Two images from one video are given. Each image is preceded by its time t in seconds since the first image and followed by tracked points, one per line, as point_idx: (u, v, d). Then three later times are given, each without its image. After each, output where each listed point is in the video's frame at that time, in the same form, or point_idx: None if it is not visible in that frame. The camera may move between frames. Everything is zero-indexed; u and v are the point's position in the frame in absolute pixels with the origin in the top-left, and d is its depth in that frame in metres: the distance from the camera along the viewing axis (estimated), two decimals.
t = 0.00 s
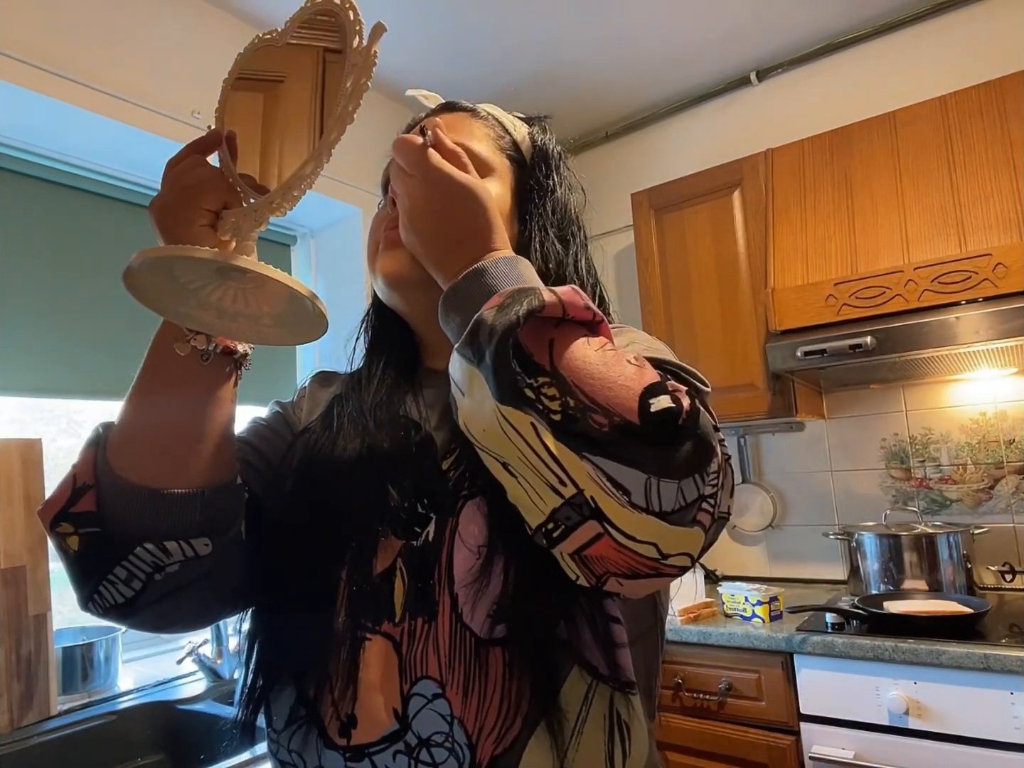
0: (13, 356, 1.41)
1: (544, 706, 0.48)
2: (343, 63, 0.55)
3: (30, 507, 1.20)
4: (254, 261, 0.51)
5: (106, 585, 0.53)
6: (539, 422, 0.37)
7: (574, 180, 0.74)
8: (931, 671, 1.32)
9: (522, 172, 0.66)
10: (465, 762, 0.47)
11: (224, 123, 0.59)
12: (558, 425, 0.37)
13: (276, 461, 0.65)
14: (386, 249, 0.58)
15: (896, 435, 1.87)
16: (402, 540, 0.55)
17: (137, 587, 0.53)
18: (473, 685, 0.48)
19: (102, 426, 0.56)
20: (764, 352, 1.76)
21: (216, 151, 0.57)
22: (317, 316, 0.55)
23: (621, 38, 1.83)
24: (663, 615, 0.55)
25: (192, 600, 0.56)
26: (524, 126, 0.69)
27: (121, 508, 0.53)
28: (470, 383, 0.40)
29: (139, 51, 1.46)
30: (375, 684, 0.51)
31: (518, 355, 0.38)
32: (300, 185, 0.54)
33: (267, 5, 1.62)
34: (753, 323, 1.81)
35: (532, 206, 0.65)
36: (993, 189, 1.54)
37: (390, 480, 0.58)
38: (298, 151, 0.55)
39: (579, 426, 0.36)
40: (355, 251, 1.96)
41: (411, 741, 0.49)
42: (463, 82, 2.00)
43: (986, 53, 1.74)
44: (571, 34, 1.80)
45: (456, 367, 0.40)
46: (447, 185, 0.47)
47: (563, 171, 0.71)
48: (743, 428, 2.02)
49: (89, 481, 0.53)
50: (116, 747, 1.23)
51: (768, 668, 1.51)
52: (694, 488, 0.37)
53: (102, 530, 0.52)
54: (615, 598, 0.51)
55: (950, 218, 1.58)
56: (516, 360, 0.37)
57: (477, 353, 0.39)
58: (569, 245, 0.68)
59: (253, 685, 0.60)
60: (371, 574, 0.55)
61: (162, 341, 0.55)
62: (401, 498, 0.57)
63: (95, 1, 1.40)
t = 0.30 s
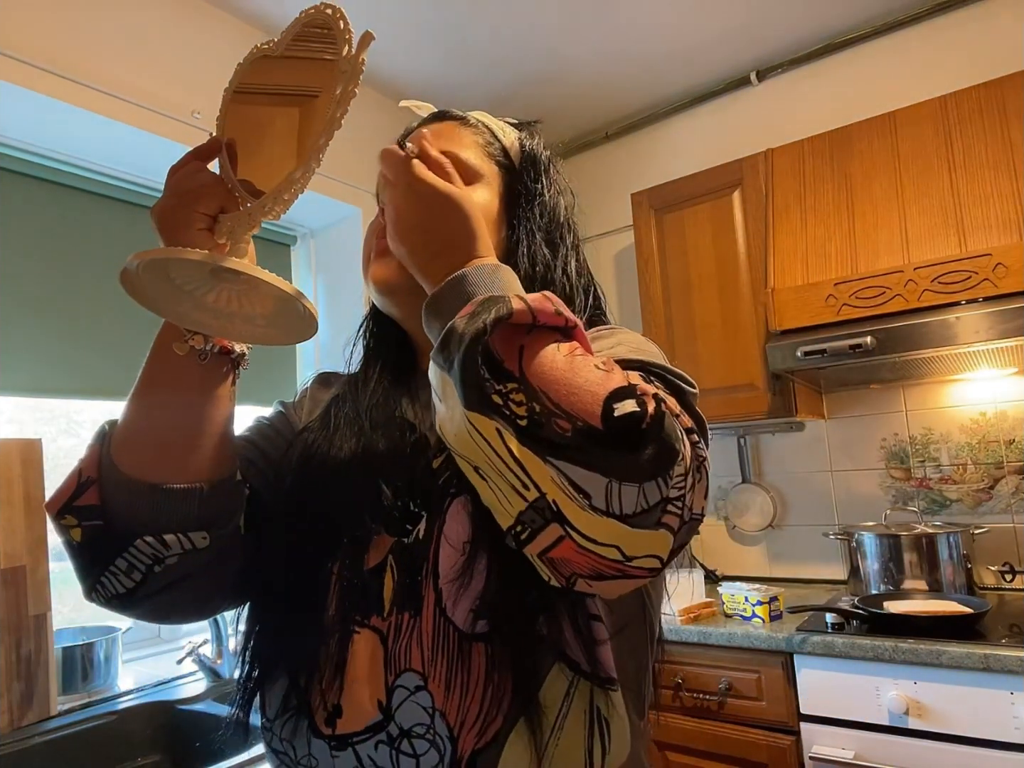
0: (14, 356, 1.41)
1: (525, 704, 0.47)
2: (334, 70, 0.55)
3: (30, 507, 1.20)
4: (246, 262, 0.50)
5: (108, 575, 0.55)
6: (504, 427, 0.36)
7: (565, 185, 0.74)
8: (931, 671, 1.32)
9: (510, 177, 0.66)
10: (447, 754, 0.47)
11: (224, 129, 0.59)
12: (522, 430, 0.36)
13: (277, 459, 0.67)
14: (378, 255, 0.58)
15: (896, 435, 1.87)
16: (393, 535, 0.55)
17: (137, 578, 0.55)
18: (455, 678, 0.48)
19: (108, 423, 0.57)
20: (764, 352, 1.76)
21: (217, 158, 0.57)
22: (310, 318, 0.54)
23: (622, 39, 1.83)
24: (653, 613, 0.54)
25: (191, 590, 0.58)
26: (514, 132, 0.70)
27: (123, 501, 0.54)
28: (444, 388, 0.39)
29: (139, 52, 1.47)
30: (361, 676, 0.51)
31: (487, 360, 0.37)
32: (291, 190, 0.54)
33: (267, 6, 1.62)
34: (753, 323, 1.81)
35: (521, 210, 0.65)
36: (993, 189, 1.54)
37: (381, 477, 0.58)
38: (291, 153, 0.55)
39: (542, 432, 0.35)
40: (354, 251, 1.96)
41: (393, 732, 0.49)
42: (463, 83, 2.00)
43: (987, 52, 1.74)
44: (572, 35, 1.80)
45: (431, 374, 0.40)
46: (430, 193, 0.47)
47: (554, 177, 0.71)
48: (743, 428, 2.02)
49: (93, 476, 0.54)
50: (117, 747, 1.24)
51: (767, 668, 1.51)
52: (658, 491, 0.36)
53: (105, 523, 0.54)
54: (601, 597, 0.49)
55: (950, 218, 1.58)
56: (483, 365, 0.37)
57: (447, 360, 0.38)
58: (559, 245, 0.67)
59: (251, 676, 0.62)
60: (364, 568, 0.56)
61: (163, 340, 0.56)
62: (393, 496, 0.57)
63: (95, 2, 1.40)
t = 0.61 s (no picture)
0: (14, 357, 1.41)
1: (524, 704, 0.47)
2: (334, 68, 0.55)
3: (30, 507, 1.20)
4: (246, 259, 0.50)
5: (107, 572, 0.55)
6: (504, 429, 0.36)
7: (569, 189, 0.74)
8: (931, 671, 1.32)
9: (514, 180, 0.66)
10: (446, 753, 0.47)
11: (225, 130, 0.59)
12: (521, 432, 0.36)
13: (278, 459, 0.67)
14: (379, 255, 0.58)
15: (897, 435, 1.87)
16: (393, 536, 0.55)
17: (136, 575, 0.55)
18: (454, 678, 0.48)
19: (109, 422, 0.57)
20: (764, 352, 1.76)
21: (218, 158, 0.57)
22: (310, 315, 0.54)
23: (622, 38, 1.83)
24: (652, 615, 0.54)
25: (191, 590, 0.58)
26: (520, 135, 0.70)
27: (122, 499, 0.54)
28: (444, 390, 0.39)
29: (139, 52, 1.47)
30: (360, 677, 0.51)
31: (488, 362, 0.37)
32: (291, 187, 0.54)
33: (267, 6, 1.62)
34: (754, 323, 1.81)
35: (524, 213, 0.65)
36: (993, 189, 1.54)
37: (381, 478, 0.58)
38: (292, 150, 0.55)
39: (541, 434, 0.35)
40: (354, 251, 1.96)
41: (393, 732, 0.49)
42: (463, 83, 2.00)
43: (987, 53, 1.74)
44: (571, 34, 1.80)
45: (432, 375, 0.40)
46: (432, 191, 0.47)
47: (558, 180, 0.72)
48: (743, 428, 2.02)
49: (93, 473, 0.54)
50: (117, 747, 1.24)
51: (768, 668, 1.51)
52: (655, 494, 0.36)
53: (103, 520, 0.54)
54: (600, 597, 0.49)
55: (950, 218, 1.58)
56: (484, 367, 0.36)
57: (448, 362, 0.38)
58: (562, 249, 0.67)
59: (251, 675, 0.62)
60: (364, 567, 0.56)
61: (163, 338, 0.56)
62: (393, 497, 0.57)
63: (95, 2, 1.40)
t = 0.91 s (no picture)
0: (14, 356, 1.40)
1: (522, 705, 0.47)
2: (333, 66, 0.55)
3: (30, 507, 1.20)
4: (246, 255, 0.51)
5: (106, 571, 0.55)
6: (500, 430, 0.36)
7: (570, 188, 0.74)
8: (931, 671, 1.32)
9: (516, 179, 0.66)
10: (445, 755, 0.47)
11: (225, 130, 0.59)
12: (518, 433, 0.36)
13: (279, 459, 0.68)
14: (381, 255, 0.58)
15: (897, 435, 1.87)
16: (394, 537, 0.55)
17: (135, 573, 0.55)
18: (453, 679, 0.48)
19: (111, 421, 0.58)
20: (764, 352, 1.76)
21: (219, 157, 0.58)
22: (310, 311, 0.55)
23: (622, 38, 1.83)
24: (653, 616, 0.53)
25: (190, 589, 0.57)
26: (521, 135, 0.70)
27: (122, 497, 0.54)
28: (442, 390, 0.39)
29: (139, 52, 1.47)
30: (360, 678, 0.51)
31: (486, 363, 0.37)
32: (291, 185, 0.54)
33: (268, 6, 1.62)
34: (754, 323, 1.81)
35: (525, 212, 0.65)
36: (993, 189, 1.54)
37: (382, 478, 0.58)
38: (292, 149, 0.55)
39: (537, 436, 0.35)
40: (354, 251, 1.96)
41: (392, 733, 0.49)
42: (463, 84, 2.00)
43: (987, 52, 1.74)
44: (571, 34, 1.80)
45: (431, 375, 0.40)
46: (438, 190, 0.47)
47: (559, 179, 0.72)
48: (743, 428, 2.02)
49: (94, 471, 0.55)
50: (118, 747, 1.24)
51: (767, 668, 1.51)
52: (652, 497, 0.35)
53: (104, 517, 0.54)
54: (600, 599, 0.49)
55: (950, 217, 1.58)
56: (482, 367, 0.36)
57: (446, 362, 0.38)
58: (563, 248, 0.67)
59: (251, 675, 0.62)
60: (364, 568, 0.56)
61: (164, 336, 0.57)
62: (394, 497, 0.57)
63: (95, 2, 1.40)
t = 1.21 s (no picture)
0: (14, 357, 1.40)
1: (521, 708, 0.47)
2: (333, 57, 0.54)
3: (30, 507, 1.20)
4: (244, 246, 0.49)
5: (108, 569, 0.55)
6: (495, 429, 0.36)
7: (571, 185, 0.74)
8: (931, 671, 1.32)
9: (516, 176, 0.66)
10: (445, 757, 0.47)
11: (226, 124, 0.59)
12: (513, 432, 0.36)
13: (282, 458, 0.67)
14: (383, 255, 0.58)
15: (896, 435, 1.87)
16: (395, 539, 0.55)
17: (137, 572, 0.55)
18: (453, 680, 0.48)
19: (113, 420, 0.58)
20: (764, 352, 1.76)
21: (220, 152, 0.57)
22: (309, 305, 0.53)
23: (622, 39, 1.83)
24: (654, 616, 0.53)
25: (192, 587, 0.58)
26: (521, 132, 0.70)
27: (122, 491, 0.54)
28: (439, 389, 0.39)
29: (140, 53, 1.47)
30: (361, 680, 0.52)
31: (483, 362, 0.36)
32: (290, 176, 0.53)
33: (268, 6, 1.62)
34: (754, 322, 1.81)
35: (526, 210, 0.65)
36: (993, 189, 1.54)
37: (384, 479, 0.59)
38: (292, 142, 0.55)
39: (533, 435, 0.35)
40: (353, 251, 1.95)
41: (392, 735, 0.49)
42: (463, 84, 2.00)
43: (987, 52, 1.74)
44: (570, 35, 1.80)
45: (427, 374, 0.40)
46: (439, 190, 0.47)
47: (560, 177, 0.71)
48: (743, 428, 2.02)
49: (95, 469, 0.55)
50: (117, 747, 1.24)
51: (767, 668, 1.51)
52: (647, 498, 0.35)
53: (104, 514, 0.54)
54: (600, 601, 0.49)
55: (950, 217, 1.58)
56: (478, 366, 0.36)
57: (443, 361, 0.38)
58: (563, 245, 0.67)
59: (252, 676, 0.62)
60: (366, 569, 0.56)
61: (164, 332, 0.57)
62: (396, 498, 0.57)
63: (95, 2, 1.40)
